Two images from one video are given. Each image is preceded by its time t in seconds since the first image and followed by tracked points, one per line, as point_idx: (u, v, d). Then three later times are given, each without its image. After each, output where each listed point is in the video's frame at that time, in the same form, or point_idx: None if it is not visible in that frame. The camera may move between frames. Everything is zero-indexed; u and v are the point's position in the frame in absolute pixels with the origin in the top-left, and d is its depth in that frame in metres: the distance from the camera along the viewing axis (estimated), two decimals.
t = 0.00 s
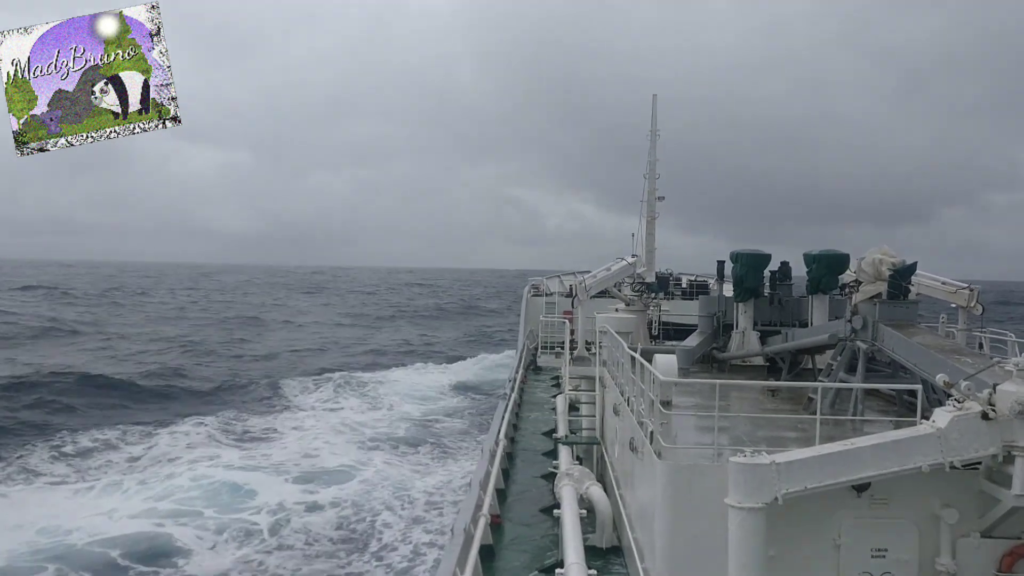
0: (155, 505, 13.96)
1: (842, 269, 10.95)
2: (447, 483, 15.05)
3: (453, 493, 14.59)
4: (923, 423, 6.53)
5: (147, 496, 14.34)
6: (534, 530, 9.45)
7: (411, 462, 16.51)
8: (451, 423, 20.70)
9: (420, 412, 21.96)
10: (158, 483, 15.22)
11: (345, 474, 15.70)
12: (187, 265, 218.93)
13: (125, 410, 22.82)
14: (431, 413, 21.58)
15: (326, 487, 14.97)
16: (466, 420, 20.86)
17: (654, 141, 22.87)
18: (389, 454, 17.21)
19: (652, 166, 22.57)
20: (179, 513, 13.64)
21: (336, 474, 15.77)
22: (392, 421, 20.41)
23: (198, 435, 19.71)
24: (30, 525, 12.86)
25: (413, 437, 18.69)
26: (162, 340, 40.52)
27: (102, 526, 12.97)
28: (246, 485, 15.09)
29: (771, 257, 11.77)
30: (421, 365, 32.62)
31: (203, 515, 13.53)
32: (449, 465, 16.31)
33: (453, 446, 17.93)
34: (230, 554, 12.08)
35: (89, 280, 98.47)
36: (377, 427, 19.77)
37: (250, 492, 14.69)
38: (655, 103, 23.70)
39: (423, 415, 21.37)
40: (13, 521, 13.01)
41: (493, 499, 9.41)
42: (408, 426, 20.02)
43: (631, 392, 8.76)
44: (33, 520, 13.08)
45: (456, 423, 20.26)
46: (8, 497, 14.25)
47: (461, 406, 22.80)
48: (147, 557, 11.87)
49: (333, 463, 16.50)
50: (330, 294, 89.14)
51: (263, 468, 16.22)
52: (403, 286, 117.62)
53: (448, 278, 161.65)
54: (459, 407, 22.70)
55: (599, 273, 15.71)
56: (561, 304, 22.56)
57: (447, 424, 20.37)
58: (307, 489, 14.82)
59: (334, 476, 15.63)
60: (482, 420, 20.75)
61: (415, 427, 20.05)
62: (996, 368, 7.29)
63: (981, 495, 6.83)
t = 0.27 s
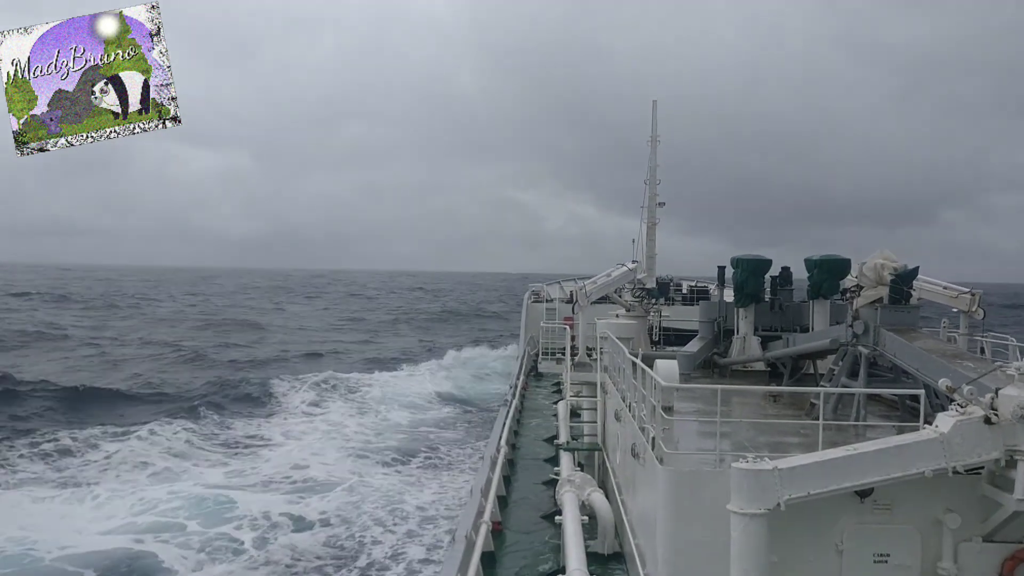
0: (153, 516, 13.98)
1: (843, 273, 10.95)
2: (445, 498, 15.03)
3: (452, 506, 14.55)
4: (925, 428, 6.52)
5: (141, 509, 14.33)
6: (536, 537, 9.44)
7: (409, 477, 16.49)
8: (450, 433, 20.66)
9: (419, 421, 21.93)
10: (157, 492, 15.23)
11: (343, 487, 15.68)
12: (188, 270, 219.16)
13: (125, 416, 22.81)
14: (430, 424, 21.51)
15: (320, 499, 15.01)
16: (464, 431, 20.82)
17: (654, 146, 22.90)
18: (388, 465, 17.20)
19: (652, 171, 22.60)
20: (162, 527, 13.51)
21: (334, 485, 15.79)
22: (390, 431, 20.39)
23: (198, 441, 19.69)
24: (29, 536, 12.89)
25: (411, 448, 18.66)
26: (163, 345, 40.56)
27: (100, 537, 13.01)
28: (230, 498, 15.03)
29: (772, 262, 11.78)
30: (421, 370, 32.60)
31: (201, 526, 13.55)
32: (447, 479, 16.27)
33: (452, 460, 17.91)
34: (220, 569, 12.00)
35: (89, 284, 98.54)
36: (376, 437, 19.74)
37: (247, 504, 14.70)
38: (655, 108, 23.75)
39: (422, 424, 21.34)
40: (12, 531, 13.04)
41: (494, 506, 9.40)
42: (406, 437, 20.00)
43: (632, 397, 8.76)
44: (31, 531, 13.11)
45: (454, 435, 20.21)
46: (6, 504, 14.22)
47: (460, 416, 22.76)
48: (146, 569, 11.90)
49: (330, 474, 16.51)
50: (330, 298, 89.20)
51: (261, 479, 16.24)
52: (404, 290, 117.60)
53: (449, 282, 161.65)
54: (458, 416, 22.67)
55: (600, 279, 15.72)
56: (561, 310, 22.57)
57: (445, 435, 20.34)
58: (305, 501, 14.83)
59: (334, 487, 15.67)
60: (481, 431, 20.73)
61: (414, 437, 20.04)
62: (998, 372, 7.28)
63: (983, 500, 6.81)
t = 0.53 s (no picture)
0: (149, 526, 13.98)
1: (840, 276, 10.97)
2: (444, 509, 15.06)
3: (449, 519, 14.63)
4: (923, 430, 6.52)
5: (125, 519, 14.22)
6: (535, 541, 9.44)
7: (406, 487, 16.49)
8: (447, 440, 20.67)
9: (416, 427, 21.94)
10: (154, 501, 15.23)
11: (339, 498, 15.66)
12: (185, 272, 218.91)
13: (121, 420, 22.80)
14: (427, 430, 21.52)
15: (314, 510, 15.04)
16: (462, 439, 20.84)
17: (651, 150, 22.92)
18: (384, 475, 17.20)
19: (649, 174, 22.63)
20: (138, 542, 13.31)
21: (332, 496, 15.79)
22: (388, 438, 20.39)
23: (194, 445, 19.68)
24: (25, 545, 12.89)
25: (408, 457, 18.66)
26: (159, 349, 40.50)
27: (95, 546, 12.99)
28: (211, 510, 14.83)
29: (769, 265, 11.80)
30: (418, 374, 32.60)
31: (197, 537, 13.56)
32: (444, 490, 16.28)
33: (449, 469, 17.93)
34: None
35: (87, 286, 98.53)
36: (373, 445, 19.74)
37: (245, 514, 14.72)
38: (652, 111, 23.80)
39: (419, 432, 21.35)
40: None
41: (493, 510, 9.40)
42: (403, 445, 20.01)
43: (630, 401, 8.76)
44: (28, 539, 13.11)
45: (451, 442, 20.23)
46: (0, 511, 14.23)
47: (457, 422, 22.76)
48: None
49: (327, 485, 16.54)
50: (328, 300, 89.15)
51: (258, 488, 16.22)
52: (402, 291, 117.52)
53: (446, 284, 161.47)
54: (455, 423, 22.67)
55: (597, 283, 15.73)
56: (559, 314, 22.58)
57: (443, 442, 20.35)
58: (301, 513, 14.83)
59: (331, 499, 15.67)
60: (478, 438, 20.74)
61: (411, 444, 20.05)
62: (995, 375, 7.29)
63: (981, 502, 6.81)
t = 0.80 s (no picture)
0: (147, 531, 13.99)
1: (835, 279, 11.01)
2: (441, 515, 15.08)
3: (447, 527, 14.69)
4: (919, 433, 6.54)
5: (95, 532, 13.83)
6: (532, 544, 9.45)
7: (402, 492, 16.48)
8: (444, 444, 20.67)
9: (413, 432, 21.92)
10: (151, 506, 15.22)
11: (337, 504, 15.68)
12: (182, 274, 218.62)
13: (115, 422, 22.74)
14: (424, 435, 21.51)
15: (309, 518, 15.03)
16: (458, 443, 20.84)
17: (647, 153, 22.95)
18: (381, 483, 17.23)
19: (646, 177, 22.66)
20: (105, 557, 12.91)
21: (330, 503, 15.83)
22: (385, 443, 20.38)
23: (189, 447, 19.65)
24: (23, 550, 12.88)
25: (405, 463, 18.68)
26: (156, 351, 40.43)
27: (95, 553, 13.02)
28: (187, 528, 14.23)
29: (765, 269, 11.83)
30: (415, 377, 32.57)
31: (196, 542, 13.58)
32: (441, 497, 16.29)
33: (445, 473, 17.92)
34: None
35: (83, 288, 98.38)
36: (369, 451, 19.73)
37: (241, 521, 14.70)
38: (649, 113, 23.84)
39: (416, 436, 21.34)
40: None
41: (490, 514, 9.42)
42: (400, 450, 20.00)
43: (627, 404, 8.77)
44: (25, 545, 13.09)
45: (448, 446, 20.24)
46: None
47: (454, 426, 22.75)
48: None
49: (325, 492, 16.59)
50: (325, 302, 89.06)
51: (256, 494, 16.23)
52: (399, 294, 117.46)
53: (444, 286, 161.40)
54: (452, 427, 22.68)
55: (594, 286, 15.76)
56: (556, 318, 22.59)
57: (440, 446, 20.35)
58: (298, 520, 14.88)
59: (329, 506, 15.70)
60: (474, 442, 20.72)
61: (408, 449, 20.04)
62: (990, 378, 7.31)
63: (977, 504, 6.82)
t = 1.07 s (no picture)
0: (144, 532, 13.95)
1: (832, 282, 11.02)
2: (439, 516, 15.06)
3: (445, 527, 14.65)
4: (917, 435, 6.53)
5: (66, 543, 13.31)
6: (531, 547, 9.47)
7: (400, 494, 16.46)
8: (443, 447, 20.65)
9: (410, 435, 21.90)
10: (148, 508, 15.19)
11: (336, 505, 15.69)
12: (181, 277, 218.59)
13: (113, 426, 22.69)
14: (422, 438, 21.49)
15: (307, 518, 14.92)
16: (456, 446, 20.83)
17: (644, 156, 22.97)
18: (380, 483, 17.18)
19: (643, 180, 22.69)
20: (67, 570, 12.30)
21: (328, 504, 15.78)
22: (383, 447, 20.35)
23: (186, 450, 19.60)
24: (20, 551, 12.84)
25: (403, 465, 18.65)
26: (154, 354, 40.39)
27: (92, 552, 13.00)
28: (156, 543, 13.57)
29: (762, 271, 11.85)
30: (413, 380, 32.57)
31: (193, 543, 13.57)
32: (440, 498, 16.26)
33: (444, 475, 17.91)
34: None
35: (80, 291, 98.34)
36: (368, 453, 19.71)
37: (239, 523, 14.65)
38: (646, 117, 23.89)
39: (414, 439, 21.33)
40: None
41: (488, 517, 9.42)
42: (397, 453, 19.97)
43: (625, 407, 8.77)
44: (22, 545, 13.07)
45: (446, 450, 20.22)
46: None
47: (452, 429, 22.74)
48: None
49: (323, 493, 16.50)
50: (323, 305, 89.03)
51: (254, 496, 16.19)
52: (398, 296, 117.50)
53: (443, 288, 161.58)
54: (450, 430, 22.66)
55: (592, 289, 15.77)
56: (554, 321, 22.60)
57: (438, 449, 20.35)
58: (297, 519, 14.84)
59: (328, 505, 15.67)
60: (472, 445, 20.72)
61: (405, 452, 20.00)
62: (989, 380, 7.30)
63: (976, 507, 6.82)
